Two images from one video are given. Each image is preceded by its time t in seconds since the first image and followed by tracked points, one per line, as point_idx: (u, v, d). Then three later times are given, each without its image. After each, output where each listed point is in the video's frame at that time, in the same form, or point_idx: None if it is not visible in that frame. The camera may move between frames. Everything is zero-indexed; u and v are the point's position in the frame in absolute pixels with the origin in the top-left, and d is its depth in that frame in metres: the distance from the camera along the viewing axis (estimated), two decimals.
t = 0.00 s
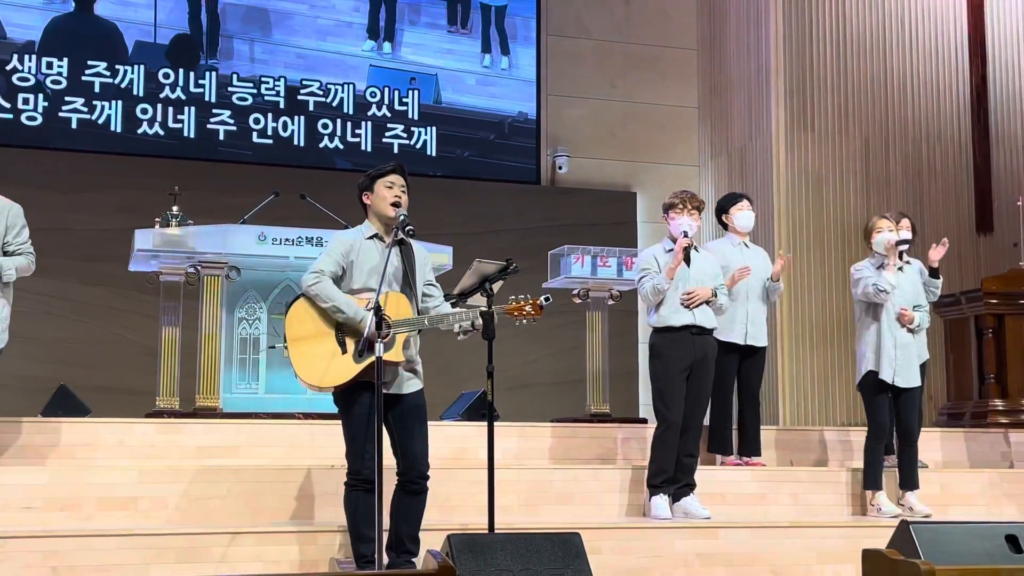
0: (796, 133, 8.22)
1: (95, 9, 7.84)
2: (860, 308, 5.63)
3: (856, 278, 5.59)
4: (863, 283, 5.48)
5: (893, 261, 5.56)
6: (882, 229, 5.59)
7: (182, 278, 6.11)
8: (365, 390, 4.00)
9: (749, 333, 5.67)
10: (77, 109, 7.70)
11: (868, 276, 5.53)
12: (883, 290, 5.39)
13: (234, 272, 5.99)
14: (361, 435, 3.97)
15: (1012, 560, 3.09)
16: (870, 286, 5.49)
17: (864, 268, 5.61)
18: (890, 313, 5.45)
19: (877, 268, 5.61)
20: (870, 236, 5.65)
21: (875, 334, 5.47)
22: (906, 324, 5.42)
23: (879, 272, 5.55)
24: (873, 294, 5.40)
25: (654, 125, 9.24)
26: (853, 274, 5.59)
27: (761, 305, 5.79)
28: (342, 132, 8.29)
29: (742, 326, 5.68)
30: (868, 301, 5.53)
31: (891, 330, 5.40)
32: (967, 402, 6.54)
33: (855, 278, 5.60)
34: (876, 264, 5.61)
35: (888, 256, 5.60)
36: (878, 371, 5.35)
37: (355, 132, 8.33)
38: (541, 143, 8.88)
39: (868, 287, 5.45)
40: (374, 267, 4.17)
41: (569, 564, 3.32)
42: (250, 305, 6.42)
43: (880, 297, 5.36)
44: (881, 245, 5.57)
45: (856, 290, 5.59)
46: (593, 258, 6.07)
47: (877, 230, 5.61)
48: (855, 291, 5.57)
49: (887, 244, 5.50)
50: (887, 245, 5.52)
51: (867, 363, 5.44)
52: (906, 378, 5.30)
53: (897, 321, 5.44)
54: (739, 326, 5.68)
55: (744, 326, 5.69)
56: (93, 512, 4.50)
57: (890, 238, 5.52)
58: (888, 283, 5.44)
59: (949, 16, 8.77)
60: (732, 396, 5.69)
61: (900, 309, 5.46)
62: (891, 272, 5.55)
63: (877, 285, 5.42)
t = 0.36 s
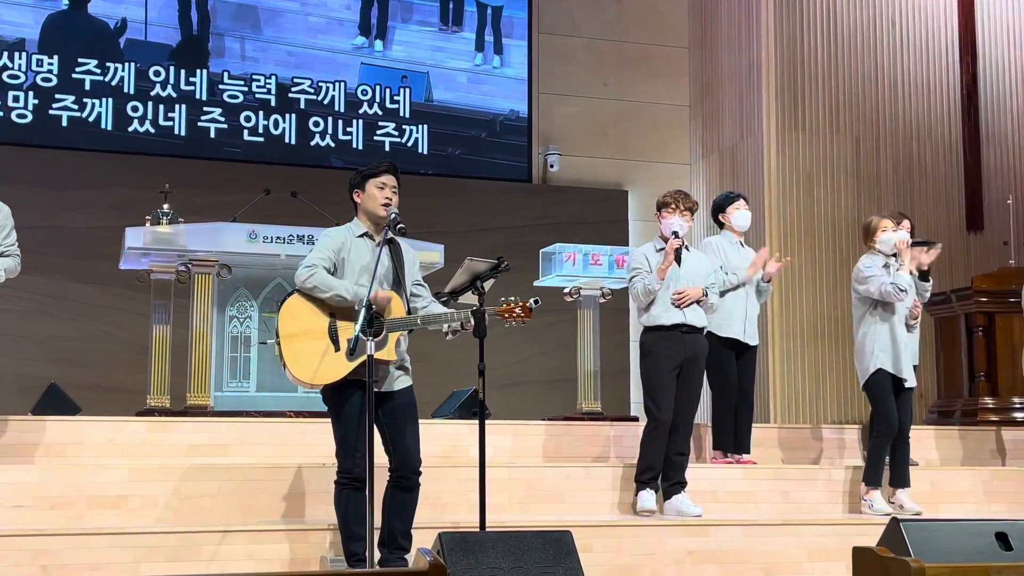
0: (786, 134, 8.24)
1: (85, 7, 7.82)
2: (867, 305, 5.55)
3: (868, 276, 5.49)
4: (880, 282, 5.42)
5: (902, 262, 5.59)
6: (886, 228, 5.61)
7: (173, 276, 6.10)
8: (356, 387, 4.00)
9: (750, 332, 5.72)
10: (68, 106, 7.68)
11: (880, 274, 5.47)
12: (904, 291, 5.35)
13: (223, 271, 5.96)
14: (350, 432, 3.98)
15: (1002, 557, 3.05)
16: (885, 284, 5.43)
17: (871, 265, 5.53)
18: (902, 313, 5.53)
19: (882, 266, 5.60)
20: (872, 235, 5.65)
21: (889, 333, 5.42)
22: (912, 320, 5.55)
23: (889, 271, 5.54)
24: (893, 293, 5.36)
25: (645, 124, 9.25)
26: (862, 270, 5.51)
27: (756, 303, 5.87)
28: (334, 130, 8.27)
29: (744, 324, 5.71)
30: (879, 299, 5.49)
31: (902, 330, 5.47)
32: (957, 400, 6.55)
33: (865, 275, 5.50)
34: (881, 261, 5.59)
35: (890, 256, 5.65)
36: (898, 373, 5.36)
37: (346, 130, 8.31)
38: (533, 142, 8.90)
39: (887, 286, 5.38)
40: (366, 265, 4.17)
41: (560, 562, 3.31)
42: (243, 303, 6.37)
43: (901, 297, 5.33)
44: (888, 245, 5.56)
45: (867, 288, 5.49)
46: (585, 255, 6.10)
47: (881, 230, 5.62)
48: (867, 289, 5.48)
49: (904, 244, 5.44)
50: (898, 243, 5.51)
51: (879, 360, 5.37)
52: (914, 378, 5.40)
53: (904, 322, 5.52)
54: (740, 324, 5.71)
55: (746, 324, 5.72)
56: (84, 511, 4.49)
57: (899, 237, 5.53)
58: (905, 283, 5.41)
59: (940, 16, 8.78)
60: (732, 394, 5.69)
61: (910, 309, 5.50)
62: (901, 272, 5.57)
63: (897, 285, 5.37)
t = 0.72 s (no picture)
0: (765, 132, 8.28)
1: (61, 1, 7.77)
2: (840, 303, 5.53)
3: (839, 274, 5.47)
4: (848, 280, 5.40)
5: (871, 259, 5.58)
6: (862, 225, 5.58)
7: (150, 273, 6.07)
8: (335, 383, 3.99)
9: (718, 327, 5.69)
10: (44, 101, 7.63)
11: (851, 272, 5.44)
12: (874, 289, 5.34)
13: (201, 267, 5.95)
14: (329, 428, 3.96)
15: (977, 552, 3.16)
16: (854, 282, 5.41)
17: (843, 264, 5.50)
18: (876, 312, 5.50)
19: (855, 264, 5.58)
20: (846, 232, 5.62)
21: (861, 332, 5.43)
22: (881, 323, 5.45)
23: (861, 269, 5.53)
24: (861, 292, 5.35)
25: (625, 121, 9.24)
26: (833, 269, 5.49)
27: (729, 300, 5.84)
28: (312, 126, 8.25)
29: (712, 319, 5.70)
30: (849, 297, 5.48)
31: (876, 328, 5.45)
32: (933, 396, 6.58)
33: (836, 273, 5.48)
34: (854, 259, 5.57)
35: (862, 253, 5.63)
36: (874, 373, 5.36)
37: (325, 126, 8.29)
38: (512, 139, 8.90)
39: (857, 284, 5.36)
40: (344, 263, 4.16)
41: (538, 558, 3.31)
42: (220, 299, 6.35)
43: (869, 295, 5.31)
44: (860, 242, 5.55)
45: (838, 286, 5.47)
46: (565, 252, 6.07)
47: (853, 226, 5.60)
48: (838, 288, 5.45)
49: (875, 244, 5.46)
50: (869, 242, 5.51)
51: (850, 359, 5.38)
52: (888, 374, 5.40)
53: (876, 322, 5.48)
54: (709, 319, 5.69)
55: (713, 320, 5.70)
56: (59, 508, 4.47)
57: (868, 235, 5.54)
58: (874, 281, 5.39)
59: (918, 14, 8.82)
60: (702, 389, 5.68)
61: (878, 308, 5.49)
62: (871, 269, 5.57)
63: (867, 284, 5.35)
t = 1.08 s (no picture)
0: (727, 128, 8.32)
1: None
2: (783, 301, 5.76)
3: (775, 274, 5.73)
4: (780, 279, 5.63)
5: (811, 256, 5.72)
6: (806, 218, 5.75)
7: (109, 267, 6.01)
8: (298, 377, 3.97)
9: (666, 324, 5.85)
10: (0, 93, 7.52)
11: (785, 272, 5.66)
12: (797, 287, 5.54)
13: (161, 259, 5.89)
14: (291, 422, 3.95)
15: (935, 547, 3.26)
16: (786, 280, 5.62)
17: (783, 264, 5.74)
18: (813, 306, 5.62)
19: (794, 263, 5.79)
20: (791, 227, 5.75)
21: (794, 330, 5.62)
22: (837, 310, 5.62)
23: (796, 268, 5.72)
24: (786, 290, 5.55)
25: (589, 116, 9.23)
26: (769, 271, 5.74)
27: (685, 293, 5.94)
28: (274, 119, 8.19)
29: (660, 317, 5.86)
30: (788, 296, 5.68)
31: (813, 322, 5.58)
32: (891, 391, 6.62)
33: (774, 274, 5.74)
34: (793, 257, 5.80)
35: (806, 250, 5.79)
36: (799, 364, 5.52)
37: (286, 120, 8.24)
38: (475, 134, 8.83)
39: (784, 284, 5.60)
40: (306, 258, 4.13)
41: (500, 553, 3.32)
42: (179, 294, 6.31)
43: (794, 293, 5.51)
44: (798, 239, 5.69)
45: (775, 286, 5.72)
46: (527, 248, 6.06)
47: (798, 223, 5.72)
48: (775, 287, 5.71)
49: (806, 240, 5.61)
50: (806, 238, 5.64)
51: (785, 355, 5.60)
52: (828, 370, 5.47)
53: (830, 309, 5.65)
54: (657, 317, 5.86)
55: (661, 317, 5.86)
56: (15, 503, 4.41)
57: (808, 232, 5.64)
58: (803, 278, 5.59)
59: (878, 12, 8.91)
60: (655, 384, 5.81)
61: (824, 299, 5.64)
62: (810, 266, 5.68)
63: (792, 282, 5.56)
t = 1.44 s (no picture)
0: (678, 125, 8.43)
1: None
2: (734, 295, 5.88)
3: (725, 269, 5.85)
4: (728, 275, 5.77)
5: (760, 251, 5.82)
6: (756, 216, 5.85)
7: (53, 259, 5.92)
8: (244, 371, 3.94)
9: (621, 317, 5.82)
10: None
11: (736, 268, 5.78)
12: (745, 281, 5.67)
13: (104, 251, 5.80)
14: (236, 416, 3.94)
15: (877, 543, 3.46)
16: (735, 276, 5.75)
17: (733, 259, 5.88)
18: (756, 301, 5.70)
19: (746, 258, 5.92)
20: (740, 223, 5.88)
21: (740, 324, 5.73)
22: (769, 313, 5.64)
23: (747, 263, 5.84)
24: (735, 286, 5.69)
25: (541, 111, 9.23)
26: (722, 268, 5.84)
27: (638, 292, 5.98)
28: (223, 112, 8.15)
29: (615, 312, 5.83)
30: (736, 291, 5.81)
31: (757, 318, 5.64)
32: (838, 386, 6.71)
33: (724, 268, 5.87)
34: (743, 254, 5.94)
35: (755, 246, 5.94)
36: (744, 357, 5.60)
37: (236, 112, 8.19)
38: (427, 127, 8.85)
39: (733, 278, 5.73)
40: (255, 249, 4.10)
41: (447, 546, 3.33)
42: (126, 287, 6.17)
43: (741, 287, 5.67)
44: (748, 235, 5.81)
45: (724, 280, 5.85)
46: (478, 242, 6.10)
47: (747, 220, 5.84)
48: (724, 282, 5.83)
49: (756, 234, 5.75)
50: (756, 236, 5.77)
51: (734, 349, 5.69)
52: (775, 364, 5.55)
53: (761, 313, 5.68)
54: (613, 311, 5.83)
55: (616, 312, 5.83)
56: None
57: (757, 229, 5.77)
58: (752, 273, 5.73)
59: (826, 11, 9.02)
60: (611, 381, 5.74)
61: (762, 301, 5.69)
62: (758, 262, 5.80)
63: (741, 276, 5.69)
